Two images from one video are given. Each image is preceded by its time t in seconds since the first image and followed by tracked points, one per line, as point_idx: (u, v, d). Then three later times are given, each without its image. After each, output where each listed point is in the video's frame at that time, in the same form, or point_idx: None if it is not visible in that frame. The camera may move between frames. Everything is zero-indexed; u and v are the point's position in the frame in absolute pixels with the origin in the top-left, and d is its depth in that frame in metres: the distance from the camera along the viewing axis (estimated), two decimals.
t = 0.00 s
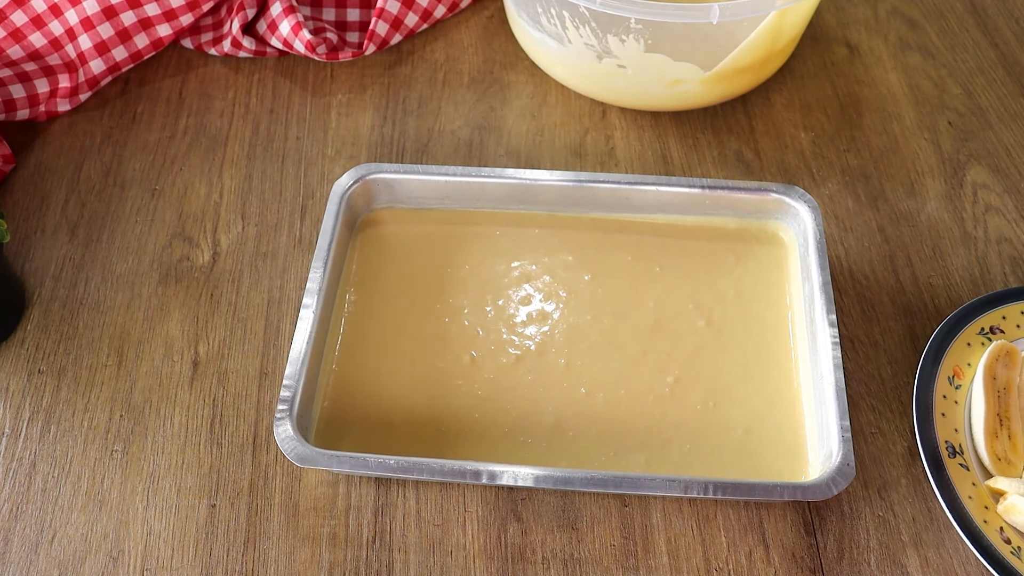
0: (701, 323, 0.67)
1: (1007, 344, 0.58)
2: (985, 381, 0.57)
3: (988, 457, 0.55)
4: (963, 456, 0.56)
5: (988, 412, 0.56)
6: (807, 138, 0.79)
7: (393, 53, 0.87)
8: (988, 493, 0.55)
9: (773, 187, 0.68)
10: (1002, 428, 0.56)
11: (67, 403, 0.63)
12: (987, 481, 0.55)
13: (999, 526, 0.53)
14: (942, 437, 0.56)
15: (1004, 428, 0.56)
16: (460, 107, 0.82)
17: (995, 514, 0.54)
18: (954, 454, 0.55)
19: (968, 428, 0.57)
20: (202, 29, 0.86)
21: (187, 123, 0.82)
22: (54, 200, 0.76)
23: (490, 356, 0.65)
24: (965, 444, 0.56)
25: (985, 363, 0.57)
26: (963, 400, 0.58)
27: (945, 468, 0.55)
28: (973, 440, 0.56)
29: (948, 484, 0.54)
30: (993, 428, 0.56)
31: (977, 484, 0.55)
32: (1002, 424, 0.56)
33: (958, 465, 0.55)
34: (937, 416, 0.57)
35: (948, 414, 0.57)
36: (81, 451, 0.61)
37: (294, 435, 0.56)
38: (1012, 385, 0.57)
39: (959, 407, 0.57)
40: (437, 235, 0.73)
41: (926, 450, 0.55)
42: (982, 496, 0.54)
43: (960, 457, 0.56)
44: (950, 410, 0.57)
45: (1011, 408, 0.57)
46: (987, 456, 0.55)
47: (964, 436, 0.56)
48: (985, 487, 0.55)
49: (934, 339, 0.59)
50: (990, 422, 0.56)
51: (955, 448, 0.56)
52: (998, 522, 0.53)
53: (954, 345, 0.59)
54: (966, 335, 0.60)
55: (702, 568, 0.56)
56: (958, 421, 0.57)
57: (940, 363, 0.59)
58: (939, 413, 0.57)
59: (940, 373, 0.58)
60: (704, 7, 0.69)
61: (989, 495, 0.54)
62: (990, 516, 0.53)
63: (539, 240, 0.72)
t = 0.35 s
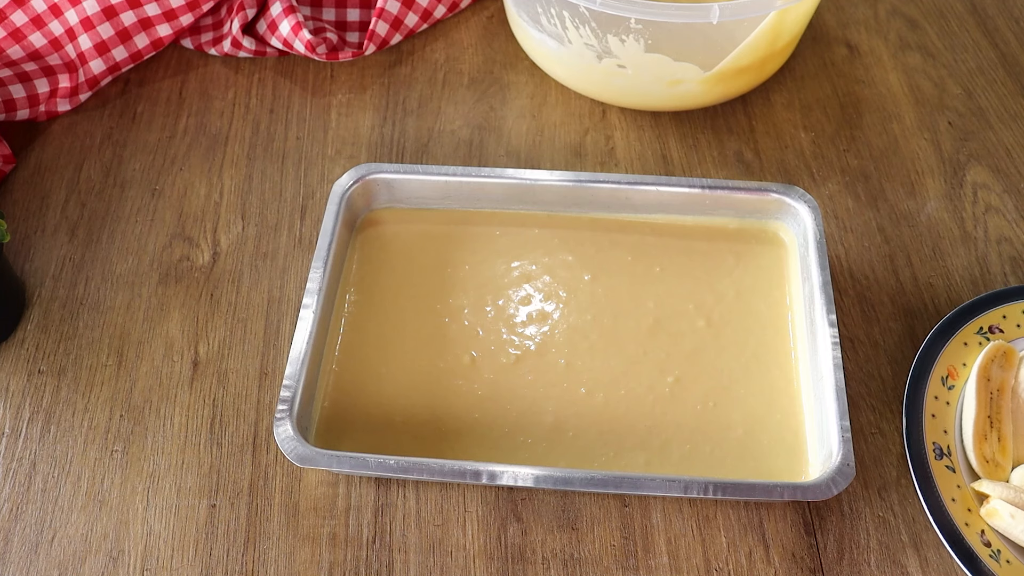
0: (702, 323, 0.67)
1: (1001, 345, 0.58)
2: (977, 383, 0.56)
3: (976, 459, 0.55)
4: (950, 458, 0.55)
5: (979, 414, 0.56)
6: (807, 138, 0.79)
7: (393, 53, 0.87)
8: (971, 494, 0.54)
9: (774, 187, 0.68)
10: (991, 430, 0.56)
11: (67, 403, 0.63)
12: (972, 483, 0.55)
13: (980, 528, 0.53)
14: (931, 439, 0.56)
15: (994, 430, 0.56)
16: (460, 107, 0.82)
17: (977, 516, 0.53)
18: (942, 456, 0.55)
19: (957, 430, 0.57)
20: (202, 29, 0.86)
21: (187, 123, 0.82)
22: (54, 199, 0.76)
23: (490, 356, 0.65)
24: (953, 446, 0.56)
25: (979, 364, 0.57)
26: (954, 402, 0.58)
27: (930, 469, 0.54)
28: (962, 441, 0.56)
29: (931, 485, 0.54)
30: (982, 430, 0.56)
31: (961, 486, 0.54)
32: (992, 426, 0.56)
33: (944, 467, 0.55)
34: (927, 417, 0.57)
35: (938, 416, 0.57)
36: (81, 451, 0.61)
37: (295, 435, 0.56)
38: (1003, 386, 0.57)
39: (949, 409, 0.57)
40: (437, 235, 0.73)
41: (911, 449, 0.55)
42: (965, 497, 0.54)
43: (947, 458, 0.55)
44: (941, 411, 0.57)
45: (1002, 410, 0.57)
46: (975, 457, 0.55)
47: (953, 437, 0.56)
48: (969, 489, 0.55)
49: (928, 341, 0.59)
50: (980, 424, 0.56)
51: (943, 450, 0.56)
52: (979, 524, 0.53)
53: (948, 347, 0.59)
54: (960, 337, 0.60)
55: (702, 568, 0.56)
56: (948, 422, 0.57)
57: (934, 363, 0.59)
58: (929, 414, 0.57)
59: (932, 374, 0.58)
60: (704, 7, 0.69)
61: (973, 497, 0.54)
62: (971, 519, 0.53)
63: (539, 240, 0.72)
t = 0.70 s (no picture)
0: (702, 323, 0.67)
1: (999, 351, 0.58)
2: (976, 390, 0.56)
3: (974, 466, 0.55)
4: (949, 465, 0.55)
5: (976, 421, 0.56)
6: (807, 138, 0.79)
7: (393, 53, 0.87)
8: (969, 503, 0.54)
9: (774, 187, 0.68)
10: (988, 437, 0.56)
11: (67, 403, 0.63)
12: (970, 491, 0.55)
13: (979, 536, 0.53)
14: (930, 446, 0.55)
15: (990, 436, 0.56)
16: (460, 107, 0.82)
17: (975, 523, 0.54)
18: (941, 464, 0.55)
19: (956, 436, 0.57)
20: (202, 29, 0.86)
21: (187, 123, 0.82)
22: (54, 199, 0.76)
23: (490, 356, 0.65)
24: (951, 454, 0.56)
25: (977, 371, 0.57)
26: (953, 408, 0.57)
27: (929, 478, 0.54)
28: (960, 448, 0.56)
29: (930, 494, 0.54)
30: (979, 437, 0.56)
31: (959, 494, 0.54)
32: (989, 432, 0.56)
33: (943, 476, 0.55)
34: (926, 423, 0.56)
35: (937, 423, 0.57)
36: (81, 451, 0.61)
37: (295, 435, 0.56)
38: (1000, 393, 0.57)
39: (948, 415, 0.57)
40: (438, 235, 0.73)
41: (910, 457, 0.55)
42: (964, 506, 0.54)
43: (945, 466, 0.55)
44: (939, 418, 0.57)
45: (998, 416, 0.57)
46: (973, 465, 0.55)
47: (951, 445, 0.56)
48: (967, 497, 0.55)
49: (927, 346, 0.59)
50: (977, 431, 0.56)
51: (942, 458, 0.55)
52: (978, 532, 0.53)
53: (947, 353, 0.59)
54: (959, 342, 0.60)
55: (702, 568, 0.56)
56: (946, 429, 0.57)
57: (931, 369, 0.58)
58: (927, 422, 0.56)
59: (932, 380, 0.58)
60: (704, 7, 0.69)
61: (971, 505, 0.54)
62: (970, 527, 0.53)
63: (539, 241, 0.72)
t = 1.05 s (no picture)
0: (702, 323, 0.67)
1: (999, 351, 0.58)
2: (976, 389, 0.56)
3: (974, 466, 0.55)
4: (949, 465, 0.55)
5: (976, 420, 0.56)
6: (807, 138, 0.79)
7: (393, 53, 0.87)
8: (969, 502, 0.54)
9: (774, 187, 0.68)
10: (988, 437, 0.56)
11: (67, 403, 0.63)
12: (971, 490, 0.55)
13: (979, 536, 0.53)
14: (930, 446, 0.56)
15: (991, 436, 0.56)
16: (460, 107, 0.82)
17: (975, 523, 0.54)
18: (941, 464, 0.55)
19: (956, 436, 0.57)
20: (202, 29, 0.86)
21: (187, 123, 0.82)
22: (54, 199, 0.76)
23: (490, 356, 0.65)
24: (951, 454, 0.56)
25: (976, 371, 0.57)
26: (953, 408, 0.57)
27: (928, 478, 0.54)
28: (960, 448, 0.56)
29: (930, 495, 0.54)
30: (980, 437, 0.56)
31: (960, 493, 0.54)
32: (990, 432, 0.56)
33: (943, 476, 0.55)
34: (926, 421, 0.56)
35: (937, 423, 0.57)
36: (81, 451, 0.61)
37: (295, 435, 0.56)
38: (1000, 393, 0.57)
39: (948, 415, 0.57)
40: (438, 235, 0.73)
41: (908, 458, 0.55)
42: (964, 505, 0.54)
43: (945, 466, 0.55)
44: (939, 418, 0.57)
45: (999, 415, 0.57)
46: (973, 465, 0.55)
47: (951, 445, 0.56)
48: (967, 497, 0.55)
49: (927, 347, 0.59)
50: (977, 431, 0.56)
51: (942, 458, 0.55)
52: (978, 532, 0.53)
53: (947, 354, 0.59)
54: (959, 343, 0.60)
55: (702, 568, 0.56)
56: (946, 429, 0.57)
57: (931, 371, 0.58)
58: (927, 422, 0.57)
59: (932, 380, 0.58)
60: (704, 7, 0.69)
61: (971, 505, 0.54)
62: (970, 527, 0.53)
63: (539, 241, 0.72)
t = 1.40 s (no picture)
0: (702, 323, 0.67)
1: (999, 351, 0.58)
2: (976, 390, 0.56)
3: (974, 466, 0.55)
4: (950, 465, 0.55)
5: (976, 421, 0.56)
6: (807, 138, 0.79)
7: (393, 53, 0.87)
8: (970, 502, 0.54)
9: (774, 187, 0.68)
10: (988, 437, 0.56)
11: (67, 403, 0.63)
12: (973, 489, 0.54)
13: (979, 537, 0.53)
14: (930, 446, 0.56)
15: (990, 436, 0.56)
16: (460, 107, 0.82)
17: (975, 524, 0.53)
18: (942, 464, 0.55)
19: (956, 436, 0.57)
20: (202, 29, 0.87)
21: (187, 123, 0.82)
22: (54, 199, 0.76)
23: (490, 356, 0.65)
24: (951, 454, 0.56)
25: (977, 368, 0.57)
26: (953, 408, 0.57)
27: (928, 478, 0.54)
28: (960, 448, 0.56)
29: (930, 495, 0.54)
30: (980, 437, 0.56)
31: (960, 493, 0.54)
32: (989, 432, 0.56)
33: (943, 476, 0.55)
34: (927, 421, 0.56)
35: (937, 423, 0.57)
36: (81, 451, 0.61)
37: (295, 435, 0.56)
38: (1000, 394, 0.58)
39: (948, 416, 0.57)
40: (438, 235, 0.73)
41: (909, 458, 0.55)
42: (964, 505, 0.54)
43: (945, 466, 0.55)
44: (939, 418, 0.57)
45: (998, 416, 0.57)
46: (972, 464, 0.55)
47: (951, 445, 0.56)
48: (968, 497, 0.54)
49: (926, 347, 0.59)
50: (977, 431, 0.56)
51: (943, 458, 0.55)
52: (978, 532, 0.53)
53: (947, 354, 0.59)
54: (959, 342, 0.60)
55: (703, 568, 0.56)
56: (946, 429, 0.57)
57: (930, 371, 0.58)
58: (927, 422, 0.57)
59: (932, 381, 0.58)
60: (704, 7, 0.69)
61: (971, 505, 0.54)
62: (970, 527, 0.53)
63: (539, 241, 0.72)
